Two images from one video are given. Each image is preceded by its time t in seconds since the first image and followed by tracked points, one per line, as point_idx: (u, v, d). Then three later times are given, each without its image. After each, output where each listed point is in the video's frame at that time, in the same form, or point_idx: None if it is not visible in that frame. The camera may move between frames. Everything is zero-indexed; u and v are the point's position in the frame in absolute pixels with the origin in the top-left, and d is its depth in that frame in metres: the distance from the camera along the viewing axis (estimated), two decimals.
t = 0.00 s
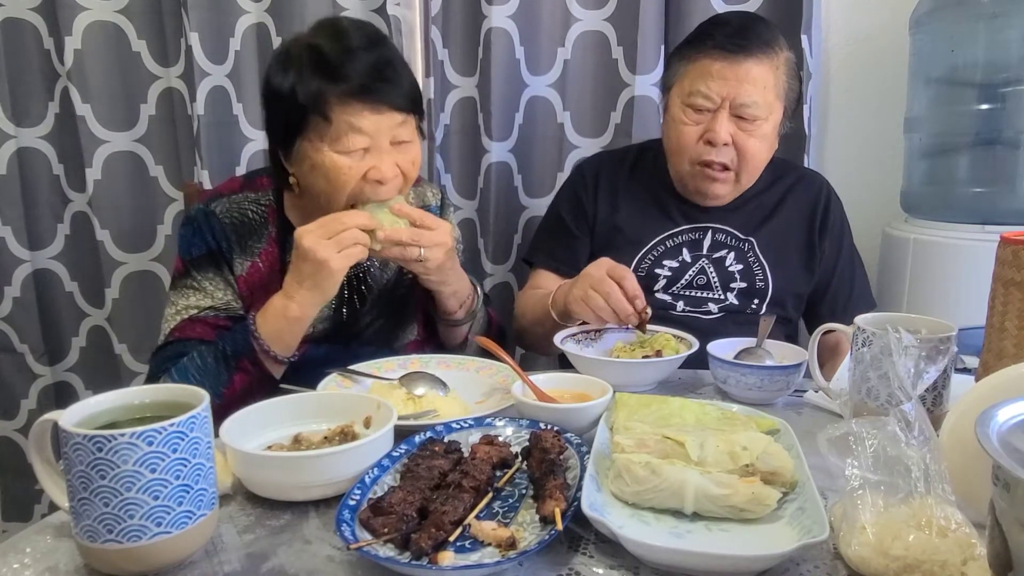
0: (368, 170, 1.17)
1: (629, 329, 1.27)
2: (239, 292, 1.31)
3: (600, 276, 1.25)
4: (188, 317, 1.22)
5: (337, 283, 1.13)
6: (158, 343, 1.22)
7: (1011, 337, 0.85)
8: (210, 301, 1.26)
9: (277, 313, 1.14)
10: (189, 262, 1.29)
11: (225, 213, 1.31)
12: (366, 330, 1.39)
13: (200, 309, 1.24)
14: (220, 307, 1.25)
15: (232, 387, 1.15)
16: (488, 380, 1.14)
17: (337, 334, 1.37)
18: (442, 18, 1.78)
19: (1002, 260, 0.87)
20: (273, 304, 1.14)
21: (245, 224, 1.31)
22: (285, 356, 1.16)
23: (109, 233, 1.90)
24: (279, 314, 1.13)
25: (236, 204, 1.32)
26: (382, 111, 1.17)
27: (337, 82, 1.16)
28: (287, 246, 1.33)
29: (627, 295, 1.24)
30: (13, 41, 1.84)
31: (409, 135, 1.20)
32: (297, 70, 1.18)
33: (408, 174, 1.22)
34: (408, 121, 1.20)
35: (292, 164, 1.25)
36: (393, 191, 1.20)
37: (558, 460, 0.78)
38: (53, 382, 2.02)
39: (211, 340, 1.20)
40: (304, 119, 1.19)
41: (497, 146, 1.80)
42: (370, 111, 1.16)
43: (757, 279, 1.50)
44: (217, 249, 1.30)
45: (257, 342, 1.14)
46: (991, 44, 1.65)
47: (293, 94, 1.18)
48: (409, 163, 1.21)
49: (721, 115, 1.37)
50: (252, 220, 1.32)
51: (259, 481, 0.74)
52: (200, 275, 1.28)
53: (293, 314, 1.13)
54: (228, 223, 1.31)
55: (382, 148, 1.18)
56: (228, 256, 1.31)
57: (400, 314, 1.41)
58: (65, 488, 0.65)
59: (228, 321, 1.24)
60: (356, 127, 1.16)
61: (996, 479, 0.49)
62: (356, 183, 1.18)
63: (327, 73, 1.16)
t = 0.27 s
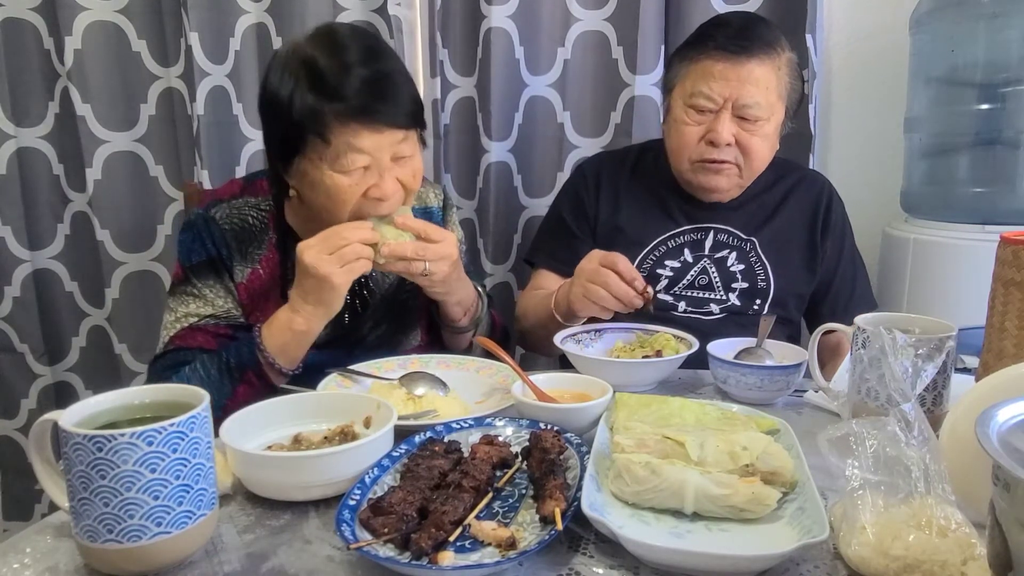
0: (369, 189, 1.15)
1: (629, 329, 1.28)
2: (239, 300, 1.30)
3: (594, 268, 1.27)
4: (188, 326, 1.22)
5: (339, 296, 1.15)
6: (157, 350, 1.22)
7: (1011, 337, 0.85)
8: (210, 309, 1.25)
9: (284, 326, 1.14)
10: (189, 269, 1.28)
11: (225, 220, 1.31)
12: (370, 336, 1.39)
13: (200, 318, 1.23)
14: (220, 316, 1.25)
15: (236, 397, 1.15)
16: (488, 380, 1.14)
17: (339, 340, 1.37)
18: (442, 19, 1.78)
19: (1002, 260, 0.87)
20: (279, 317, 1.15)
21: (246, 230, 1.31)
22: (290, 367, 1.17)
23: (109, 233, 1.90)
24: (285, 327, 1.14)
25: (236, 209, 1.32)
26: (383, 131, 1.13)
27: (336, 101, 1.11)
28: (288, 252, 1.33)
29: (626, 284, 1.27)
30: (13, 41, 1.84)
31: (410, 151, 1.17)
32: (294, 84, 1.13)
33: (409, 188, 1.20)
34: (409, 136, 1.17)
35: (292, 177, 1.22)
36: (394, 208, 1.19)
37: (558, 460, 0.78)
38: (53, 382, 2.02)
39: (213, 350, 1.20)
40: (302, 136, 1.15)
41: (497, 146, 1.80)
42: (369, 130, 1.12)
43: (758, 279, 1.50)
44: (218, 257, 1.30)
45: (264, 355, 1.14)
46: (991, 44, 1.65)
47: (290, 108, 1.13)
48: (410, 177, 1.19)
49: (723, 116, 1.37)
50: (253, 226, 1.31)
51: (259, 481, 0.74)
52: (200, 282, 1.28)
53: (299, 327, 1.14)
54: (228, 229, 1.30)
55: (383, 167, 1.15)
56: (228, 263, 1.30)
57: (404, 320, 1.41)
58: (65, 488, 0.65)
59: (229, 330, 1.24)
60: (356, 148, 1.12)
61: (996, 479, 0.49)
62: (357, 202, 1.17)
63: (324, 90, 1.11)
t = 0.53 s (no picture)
0: (345, 212, 1.13)
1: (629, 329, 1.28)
2: (229, 309, 1.28)
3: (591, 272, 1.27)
4: (181, 340, 1.22)
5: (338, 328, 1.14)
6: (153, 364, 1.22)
7: (1011, 337, 0.85)
8: (202, 320, 1.25)
9: (282, 340, 1.15)
10: (177, 279, 1.27)
11: (211, 228, 1.30)
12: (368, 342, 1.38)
13: (192, 331, 1.23)
14: (213, 327, 1.24)
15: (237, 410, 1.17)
16: (488, 380, 1.14)
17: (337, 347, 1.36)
18: (442, 19, 1.78)
19: (1002, 260, 0.87)
20: (280, 332, 1.16)
21: (233, 238, 1.30)
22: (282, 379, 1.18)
23: (109, 233, 1.90)
24: (280, 341, 1.16)
25: (222, 216, 1.31)
26: (365, 159, 1.10)
27: (321, 123, 1.07)
28: (279, 258, 1.32)
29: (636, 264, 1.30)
30: (13, 40, 1.84)
31: (394, 179, 1.14)
32: (283, 92, 1.08)
33: (388, 212, 1.17)
34: (396, 165, 1.14)
35: (270, 182, 1.19)
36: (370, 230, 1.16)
37: (558, 460, 0.78)
38: (52, 382, 2.02)
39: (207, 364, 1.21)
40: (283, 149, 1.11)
41: (497, 146, 1.80)
42: (355, 158, 1.09)
43: (758, 277, 1.50)
44: (205, 266, 1.29)
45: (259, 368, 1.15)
46: (991, 44, 1.66)
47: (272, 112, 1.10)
48: (389, 204, 1.16)
49: (717, 122, 1.37)
50: (240, 233, 1.30)
51: (258, 480, 0.74)
52: (189, 292, 1.27)
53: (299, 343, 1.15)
54: (215, 237, 1.29)
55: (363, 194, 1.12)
56: (215, 272, 1.29)
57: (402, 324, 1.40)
58: (65, 488, 0.65)
59: (223, 341, 1.24)
60: (336, 172, 1.10)
61: (996, 479, 0.49)
62: (331, 222, 1.15)
63: (312, 106, 1.07)
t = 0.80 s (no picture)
0: (326, 144, 1.20)
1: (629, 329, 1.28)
2: (223, 271, 1.27)
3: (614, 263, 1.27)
4: (178, 300, 1.20)
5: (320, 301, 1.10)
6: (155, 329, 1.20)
7: (1011, 337, 0.85)
8: (199, 280, 1.23)
9: (285, 282, 1.16)
10: (172, 249, 1.28)
11: (199, 202, 1.31)
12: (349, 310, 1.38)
13: (191, 289, 1.22)
14: (210, 285, 1.23)
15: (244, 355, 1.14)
16: (488, 380, 1.14)
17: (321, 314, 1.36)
18: (442, 19, 1.78)
19: (1002, 260, 0.87)
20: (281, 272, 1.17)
21: (220, 209, 1.31)
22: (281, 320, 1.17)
23: (109, 233, 1.90)
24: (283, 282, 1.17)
25: (208, 191, 1.33)
26: (343, 88, 1.20)
27: (302, 55, 1.19)
28: (263, 226, 1.34)
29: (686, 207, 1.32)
30: (13, 41, 1.84)
31: (367, 117, 1.24)
32: (265, 46, 1.21)
33: (364, 153, 1.24)
34: (367, 102, 1.24)
35: (253, 134, 1.27)
36: (348, 168, 1.23)
37: (558, 460, 0.78)
38: (52, 382, 2.02)
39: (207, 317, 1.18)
40: (266, 92, 1.22)
41: (497, 146, 1.80)
42: (331, 84, 1.20)
43: (758, 279, 1.50)
44: (197, 234, 1.28)
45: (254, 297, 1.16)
46: (990, 44, 1.66)
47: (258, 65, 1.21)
48: (364, 143, 1.24)
49: (717, 117, 1.36)
50: (226, 204, 1.32)
51: (259, 480, 0.74)
52: (185, 257, 1.26)
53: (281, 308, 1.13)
54: (203, 209, 1.30)
55: (340, 123, 1.21)
56: (206, 238, 1.29)
57: (381, 294, 1.40)
58: (65, 488, 0.65)
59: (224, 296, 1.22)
60: (318, 101, 1.19)
61: (996, 479, 0.49)
62: (313, 158, 1.21)
63: (295, 48, 1.20)
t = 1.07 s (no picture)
0: (310, 134, 1.20)
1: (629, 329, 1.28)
2: (216, 271, 1.28)
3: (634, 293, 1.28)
4: (169, 298, 1.21)
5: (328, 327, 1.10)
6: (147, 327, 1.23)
7: (1011, 337, 0.85)
8: (186, 280, 1.24)
9: (283, 327, 1.11)
10: (164, 248, 1.27)
11: (190, 202, 1.31)
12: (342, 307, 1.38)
13: (179, 288, 1.23)
14: (201, 284, 1.25)
15: (222, 384, 1.13)
16: (488, 380, 1.14)
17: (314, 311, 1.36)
18: (442, 19, 1.78)
19: (1002, 260, 0.87)
20: (277, 312, 1.11)
21: (211, 209, 1.31)
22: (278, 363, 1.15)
23: (110, 233, 1.90)
24: (281, 326, 1.11)
25: (200, 192, 1.33)
26: (323, 76, 1.21)
27: (282, 47, 1.20)
28: (254, 226, 1.33)
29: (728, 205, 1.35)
30: (13, 41, 1.84)
31: (349, 103, 1.24)
32: (245, 41, 1.22)
33: (348, 143, 1.25)
34: (348, 88, 1.24)
35: (238, 131, 1.27)
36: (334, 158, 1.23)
37: (558, 460, 0.78)
38: (53, 382, 2.02)
39: (196, 319, 1.21)
40: (246, 88, 1.22)
41: (497, 146, 1.80)
42: (314, 74, 1.21)
43: (758, 280, 1.50)
44: (188, 234, 1.28)
45: (254, 346, 1.12)
46: (991, 44, 1.66)
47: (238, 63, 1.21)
48: (348, 132, 1.24)
49: (713, 123, 1.36)
50: (217, 204, 1.32)
51: (259, 481, 0.74)
52: (176, 257, 1.26)
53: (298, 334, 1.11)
54: (194, 209, 1.30)
55: (323, 114, 1.21)
56: (197, 238, 1.28)
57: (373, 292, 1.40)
58: (65, 488, 0.65)
59: (210, 297, 1.25)
60: (299, 90, 1.20)
61: (996, 479, 0.49)
62: (299, 149, 1.21)
63: (274, 41, 1.20)
